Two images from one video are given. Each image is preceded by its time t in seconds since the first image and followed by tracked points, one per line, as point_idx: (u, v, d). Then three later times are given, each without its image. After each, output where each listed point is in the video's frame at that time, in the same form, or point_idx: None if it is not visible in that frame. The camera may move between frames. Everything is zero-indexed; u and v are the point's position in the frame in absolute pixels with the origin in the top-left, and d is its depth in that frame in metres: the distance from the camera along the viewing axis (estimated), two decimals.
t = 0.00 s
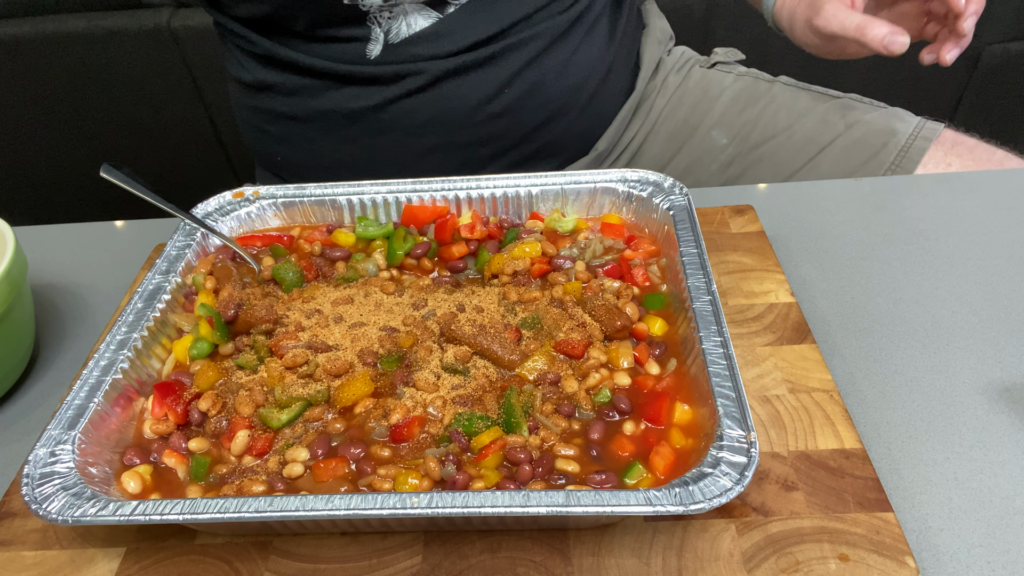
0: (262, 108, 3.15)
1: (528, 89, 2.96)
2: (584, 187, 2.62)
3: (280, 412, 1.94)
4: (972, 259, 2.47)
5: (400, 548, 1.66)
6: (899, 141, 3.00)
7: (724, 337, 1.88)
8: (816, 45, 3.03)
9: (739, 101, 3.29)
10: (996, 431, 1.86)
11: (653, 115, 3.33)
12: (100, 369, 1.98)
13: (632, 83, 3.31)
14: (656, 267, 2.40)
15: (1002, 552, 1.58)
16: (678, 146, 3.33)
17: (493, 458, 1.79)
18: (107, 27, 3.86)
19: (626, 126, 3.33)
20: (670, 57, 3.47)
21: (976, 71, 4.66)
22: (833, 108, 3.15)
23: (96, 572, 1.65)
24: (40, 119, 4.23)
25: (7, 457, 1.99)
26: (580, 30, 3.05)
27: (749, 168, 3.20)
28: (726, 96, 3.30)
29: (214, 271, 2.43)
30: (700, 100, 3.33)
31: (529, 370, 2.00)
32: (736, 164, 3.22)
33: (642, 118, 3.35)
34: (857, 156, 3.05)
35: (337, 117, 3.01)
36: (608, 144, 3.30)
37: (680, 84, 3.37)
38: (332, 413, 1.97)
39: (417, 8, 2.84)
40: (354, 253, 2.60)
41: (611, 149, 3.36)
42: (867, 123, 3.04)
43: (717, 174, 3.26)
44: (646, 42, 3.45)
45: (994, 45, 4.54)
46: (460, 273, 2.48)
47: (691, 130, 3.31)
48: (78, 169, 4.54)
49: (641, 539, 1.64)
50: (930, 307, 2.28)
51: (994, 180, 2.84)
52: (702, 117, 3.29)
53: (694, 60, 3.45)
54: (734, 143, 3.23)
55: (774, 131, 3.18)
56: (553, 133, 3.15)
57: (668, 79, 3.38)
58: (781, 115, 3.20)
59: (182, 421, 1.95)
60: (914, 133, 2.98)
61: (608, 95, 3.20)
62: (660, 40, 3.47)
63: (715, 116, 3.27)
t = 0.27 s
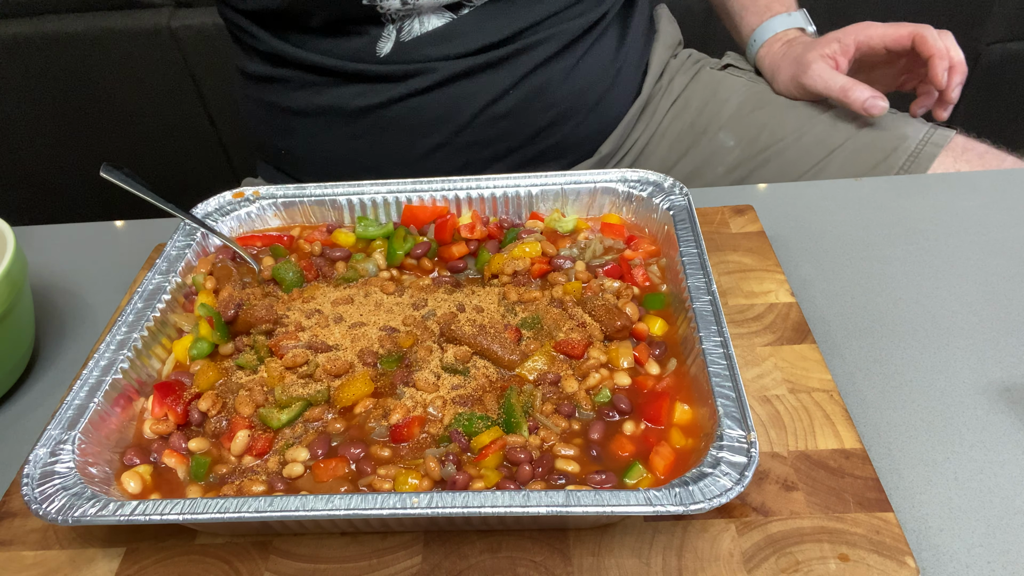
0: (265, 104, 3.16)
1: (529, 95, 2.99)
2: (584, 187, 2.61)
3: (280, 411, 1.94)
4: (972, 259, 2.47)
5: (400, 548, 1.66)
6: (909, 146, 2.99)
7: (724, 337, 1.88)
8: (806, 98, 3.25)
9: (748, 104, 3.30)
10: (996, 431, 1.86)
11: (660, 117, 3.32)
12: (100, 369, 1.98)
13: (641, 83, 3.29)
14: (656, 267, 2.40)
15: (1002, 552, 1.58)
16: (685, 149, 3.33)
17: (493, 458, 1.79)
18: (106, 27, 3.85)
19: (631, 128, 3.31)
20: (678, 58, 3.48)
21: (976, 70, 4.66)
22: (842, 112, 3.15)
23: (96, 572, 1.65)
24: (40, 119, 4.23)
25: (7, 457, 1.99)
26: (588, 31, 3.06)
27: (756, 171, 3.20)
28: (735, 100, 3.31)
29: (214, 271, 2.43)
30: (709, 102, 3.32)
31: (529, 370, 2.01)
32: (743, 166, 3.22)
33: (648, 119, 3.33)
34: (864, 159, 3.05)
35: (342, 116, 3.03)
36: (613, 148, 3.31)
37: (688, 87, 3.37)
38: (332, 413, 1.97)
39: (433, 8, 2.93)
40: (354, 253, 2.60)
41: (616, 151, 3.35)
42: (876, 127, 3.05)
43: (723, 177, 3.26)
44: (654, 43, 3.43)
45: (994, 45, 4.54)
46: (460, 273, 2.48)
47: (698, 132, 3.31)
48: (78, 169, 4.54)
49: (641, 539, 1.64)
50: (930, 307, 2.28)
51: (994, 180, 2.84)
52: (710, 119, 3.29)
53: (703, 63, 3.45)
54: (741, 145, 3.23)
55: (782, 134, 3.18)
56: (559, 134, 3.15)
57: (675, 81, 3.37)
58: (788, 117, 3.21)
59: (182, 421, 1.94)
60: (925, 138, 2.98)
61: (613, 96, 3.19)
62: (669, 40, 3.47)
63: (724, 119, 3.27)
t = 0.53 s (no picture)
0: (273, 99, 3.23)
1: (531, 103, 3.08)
2: (584, 187, 2.62)
3: (280, 412, 1.94)
4: (972, 259, 2.47)
5: (400, 548, 1.66)
6: (912, 146, 2.98)
7: (724, 337, 1.88)
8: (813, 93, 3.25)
9: (753, 98, 3.31)
10: (996, 432, 1.86)
11: (664, 108, 3.33)
12: (99, 369, 1.98)
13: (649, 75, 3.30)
14: (656, 267, 2.40)
15: (1002, 552, 1.58)
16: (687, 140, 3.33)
17: (493, 458, 1.79)
18: (106, 27, 3.87)
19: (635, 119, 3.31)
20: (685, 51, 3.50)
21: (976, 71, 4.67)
22: (846, 110, 3.15)
23: (96, 572, 1.65)
24: (40, 119, 4.22)
25: (7, 457, 1.99)
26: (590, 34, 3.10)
27: (758, 164, 3.19)
28: (741, 93, 3.32)
29: (214, 271, 2.43)
30: (713, 96, 3.33)
31: (529, 369, 2.01)
32: (745, 159, 3.21)
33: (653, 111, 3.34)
34: (867, 158, 3.05)
35: (345, 112, 3.08)
36: (618, 139, 3.27)
37: (693, 80, 3.39)
38: (332, 413, 1.98)
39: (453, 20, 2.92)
40: (354, 253, 2.60)
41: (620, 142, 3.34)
42: (879, 126, 3.05)
43: (724, 170, 3.24)
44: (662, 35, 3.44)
45: (994, 45, 4.56)
46: (460, 273, 2.48)
47: (701, 125, 3.31)
48: (78, 169, 4.54)
49: (641, 539, 1.64)
50: (931, 307, 2.28)
51: (994, 179, 2.84)
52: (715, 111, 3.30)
53: (710, 58, 3.48)
54: (744, 138, 3.23)
55: (785, 129, 3.18)
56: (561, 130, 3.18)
57: (681, 74, 3.39)
58: (792, 113, 3.21)
59: (182, 421, 1.95)
60: (928, 140, 2.96)
61: (616, 95, 3.20)
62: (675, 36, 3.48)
63: (727, 113, 3.28)
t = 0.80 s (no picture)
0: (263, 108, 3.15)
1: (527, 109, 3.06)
2: (584, 187, 2.62)
3: (280, 412, 1.94)
4: (972, 259, 2.47)
5: (400, 548, 1.66)
6: (919, 149, 2.99)
7: (724, 337, 1.88)
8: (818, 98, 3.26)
9: (757, 106, 3.30)
10: (996, 432, 1.86)
11: (668, 118, 3.34)
12: (100, 369, 1.98)
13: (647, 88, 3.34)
14: (656, 267, 2.40)
15: (1001, 552, 1.58)
16: (695, 149, 3.33)
17: (493, 458, 1.79)
18: (107, 27, 3.89)
19: (639, 131, 3.33)
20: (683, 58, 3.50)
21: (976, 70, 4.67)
22: (852, 114, 3.15)
23: (96, 572, 1.66)
24: (39, 120, 4.22)
25: (7, 457, 1.99)
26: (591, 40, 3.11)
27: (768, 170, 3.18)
28: (745, 102, 3.32)
29: (214, 271, 2.44)
30: (717, 103, 3.34)
31: (529, 370, 2.01)
32: (753, 168, 3.21)
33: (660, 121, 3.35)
34: (876, 161, 3.05)
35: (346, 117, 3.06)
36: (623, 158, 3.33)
37: (695, 88, 3.41)
38: (332, 413, 1.98)
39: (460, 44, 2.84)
40: (354, 253, 2.60)
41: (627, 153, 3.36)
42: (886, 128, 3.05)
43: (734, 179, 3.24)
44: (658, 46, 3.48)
45: (994, 45, 4.56)
46: (460, 273, 2.48)
47: (707, 133, 3.31)
48: (78, 169, 4.54)
49: (641, 539, 1.64)
50: (931, 307, 2.28)
51: (994, 179, 2.84)
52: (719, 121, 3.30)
53: (710, 63, 3.49)
54: (751, 146, 3.23)
55: (791, 135, 3.18)
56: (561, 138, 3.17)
57: (682, 82, 3.41)
58: (798, 119, 3.21)
59: (182, 421, 1.95)
60: (935, 141, 2.98)
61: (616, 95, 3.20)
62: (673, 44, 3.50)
63: (733, 120, 3.28)
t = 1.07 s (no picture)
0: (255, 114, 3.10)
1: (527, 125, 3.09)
2: (583, 187, 2.62)
3: (280, 412, 1.94)
4: (972, 259, 2.47)
5: (400, 548, 1.66)
6: (920, 152, 3.02)
7: (724, 337, 1.88)
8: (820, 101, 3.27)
9: (759, 109, 3.31)
10: (996, 432, 1.86)
11: (670, 121, 3.34)
12: (100, 369, 1.98)
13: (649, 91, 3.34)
14: (656, 267, 2.40)
15: (1002, 552, 1.58)
16: (697, 152, 3.32)
17: (493, 458, 1.79)
18: (107, 27, 3.88)
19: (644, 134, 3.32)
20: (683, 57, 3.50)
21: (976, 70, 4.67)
22: (853, 117, 3.17)
23: (96, 572, 1.66)
24: (39, 120, 4.22)
25: (7, 457, 1.99)
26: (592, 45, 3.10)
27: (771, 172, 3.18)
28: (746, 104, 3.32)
29: (214, 271, 2.44)
30: (718, 106, 3.35)
31: (529, 370, 2.01)
32: (755, 171, 3.20)
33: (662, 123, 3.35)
34: (879, 162, 3.05)
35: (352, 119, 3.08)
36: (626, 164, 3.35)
37: (696, 90, 3.41)
38: (332, 413, 1.98)
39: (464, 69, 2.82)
40: (354, 253, 2.60)
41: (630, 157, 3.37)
42: (887, 131, 3.07)
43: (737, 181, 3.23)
44: (659, 49, 3.47)
45: (994, 45, 4.56)
46: (460, 273, 2.48)
47: (709, 136, 3.31)
48: (78, 169, 4.54)
49: (641, 539, 1.64)
50: (931, 307, 2.28)
51: (994, 180, 2.84)
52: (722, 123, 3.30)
53: (711, 63, 3.48)
54: (753, 149, 3.22)
55: (793, 138, 3.18)
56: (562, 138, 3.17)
57: (683, 84, 3.40)
58: (800, 121, 3.22)
59: (182, 421, 1.95)
60: (935, 145, 3.02)
61: (616, 95, 3.20)
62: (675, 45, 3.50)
63: (734, 123, 3.28)
